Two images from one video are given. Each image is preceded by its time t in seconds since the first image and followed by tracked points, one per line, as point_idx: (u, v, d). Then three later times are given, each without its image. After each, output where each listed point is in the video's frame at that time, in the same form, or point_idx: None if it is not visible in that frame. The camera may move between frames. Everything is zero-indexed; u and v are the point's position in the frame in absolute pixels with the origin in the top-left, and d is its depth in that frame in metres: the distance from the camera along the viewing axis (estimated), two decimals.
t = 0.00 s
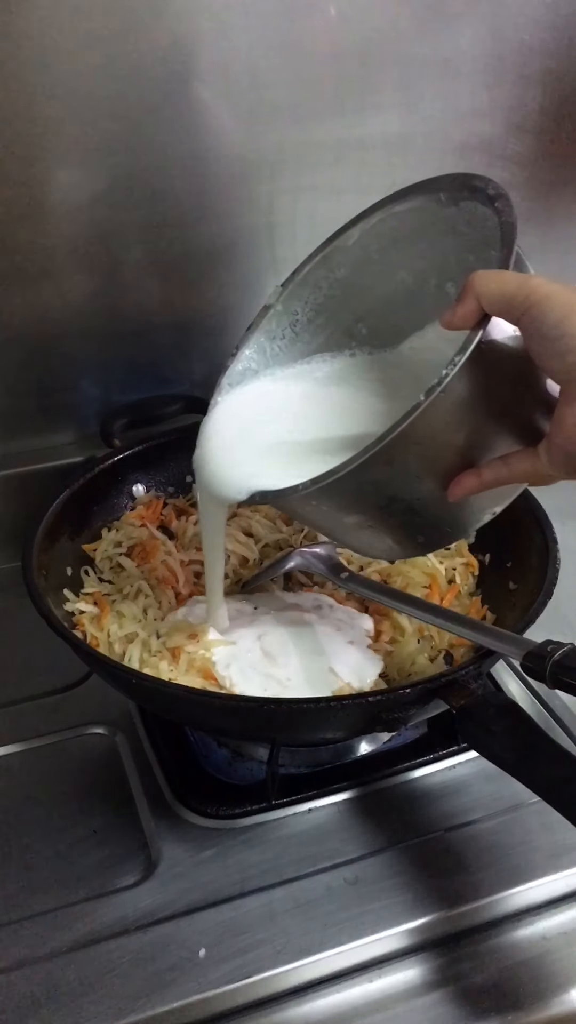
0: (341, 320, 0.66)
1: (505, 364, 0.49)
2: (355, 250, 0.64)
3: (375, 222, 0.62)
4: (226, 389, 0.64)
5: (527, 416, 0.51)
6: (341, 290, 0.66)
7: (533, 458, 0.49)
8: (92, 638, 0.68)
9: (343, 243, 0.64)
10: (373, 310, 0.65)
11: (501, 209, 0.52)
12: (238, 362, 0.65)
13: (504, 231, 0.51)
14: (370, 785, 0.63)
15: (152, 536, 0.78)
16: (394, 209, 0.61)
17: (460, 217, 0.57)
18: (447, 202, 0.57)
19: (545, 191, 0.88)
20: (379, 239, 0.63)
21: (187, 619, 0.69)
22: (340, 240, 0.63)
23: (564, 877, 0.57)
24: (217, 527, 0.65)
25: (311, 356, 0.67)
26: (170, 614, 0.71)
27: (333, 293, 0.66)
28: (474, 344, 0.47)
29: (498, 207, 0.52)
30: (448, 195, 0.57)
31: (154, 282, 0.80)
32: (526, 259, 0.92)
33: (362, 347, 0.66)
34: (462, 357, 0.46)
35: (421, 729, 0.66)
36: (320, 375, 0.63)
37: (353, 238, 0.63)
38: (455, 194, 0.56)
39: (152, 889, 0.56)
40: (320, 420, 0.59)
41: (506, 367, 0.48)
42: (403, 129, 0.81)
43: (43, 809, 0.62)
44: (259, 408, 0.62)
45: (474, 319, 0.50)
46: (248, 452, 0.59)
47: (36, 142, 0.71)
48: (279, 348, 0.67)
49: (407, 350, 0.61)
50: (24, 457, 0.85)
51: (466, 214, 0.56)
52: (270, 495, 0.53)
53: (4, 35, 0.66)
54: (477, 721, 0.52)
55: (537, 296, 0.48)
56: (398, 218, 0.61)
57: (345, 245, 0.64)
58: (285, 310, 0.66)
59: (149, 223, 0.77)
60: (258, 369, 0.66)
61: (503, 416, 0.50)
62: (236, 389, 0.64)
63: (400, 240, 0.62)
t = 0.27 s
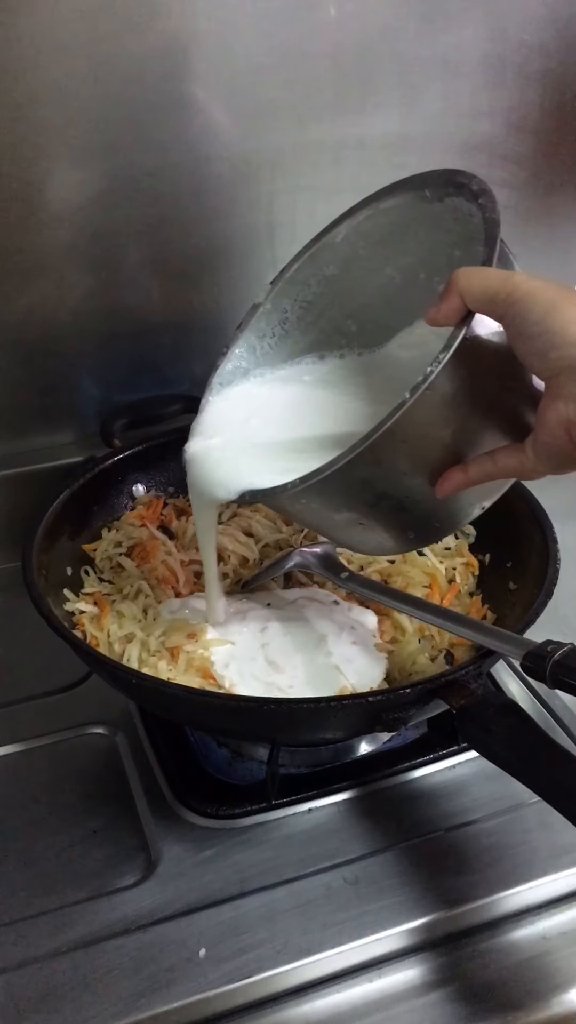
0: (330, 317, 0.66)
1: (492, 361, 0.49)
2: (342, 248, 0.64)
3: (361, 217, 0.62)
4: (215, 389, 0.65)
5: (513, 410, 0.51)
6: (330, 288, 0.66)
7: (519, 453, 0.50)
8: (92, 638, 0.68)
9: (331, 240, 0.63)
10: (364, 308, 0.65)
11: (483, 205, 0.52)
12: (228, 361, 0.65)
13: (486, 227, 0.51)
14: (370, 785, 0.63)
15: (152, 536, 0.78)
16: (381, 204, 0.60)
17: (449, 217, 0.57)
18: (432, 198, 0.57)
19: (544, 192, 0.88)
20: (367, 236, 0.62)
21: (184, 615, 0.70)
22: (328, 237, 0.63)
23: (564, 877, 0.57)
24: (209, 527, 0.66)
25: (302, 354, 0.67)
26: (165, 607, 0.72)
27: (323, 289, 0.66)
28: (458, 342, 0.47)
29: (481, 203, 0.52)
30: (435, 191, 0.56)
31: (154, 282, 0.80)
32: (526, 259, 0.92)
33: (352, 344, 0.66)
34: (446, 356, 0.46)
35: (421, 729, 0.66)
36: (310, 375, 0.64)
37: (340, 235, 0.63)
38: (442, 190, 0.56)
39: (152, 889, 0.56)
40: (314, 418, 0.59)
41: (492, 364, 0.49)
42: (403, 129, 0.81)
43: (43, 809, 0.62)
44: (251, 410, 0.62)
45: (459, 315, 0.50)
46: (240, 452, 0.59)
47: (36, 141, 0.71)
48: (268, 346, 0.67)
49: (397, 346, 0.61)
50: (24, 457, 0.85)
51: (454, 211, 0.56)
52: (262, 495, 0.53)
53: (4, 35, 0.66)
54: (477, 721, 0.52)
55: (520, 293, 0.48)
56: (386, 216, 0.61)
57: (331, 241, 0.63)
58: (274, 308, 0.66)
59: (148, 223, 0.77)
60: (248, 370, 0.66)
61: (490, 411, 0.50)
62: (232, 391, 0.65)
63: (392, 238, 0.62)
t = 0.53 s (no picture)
0: (324, 315, 0.66)
1: (484, 359, 0.49)
2: (335, 246, 0.64)
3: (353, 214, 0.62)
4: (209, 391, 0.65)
5: (506, 407, 0.52)
6: (324, 285, 0.66)
7: (511, 451, 0.51)
8: (92, 638, 0.68)
9: (324, 237, 0.63)
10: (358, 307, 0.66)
11: (473, 201, 0.52)
12: (225, 362, 0.65)
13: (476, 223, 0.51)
14: (370, 786, 0.63)
15: (152, 536, 0.78)
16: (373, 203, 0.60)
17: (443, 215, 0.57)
18: (423, 195, 0.57)
19: (543, 192, 0.88)
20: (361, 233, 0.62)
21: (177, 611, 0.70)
22: (322, 234, 0.63)
23: (564, 877, 0.57)
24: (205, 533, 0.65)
25: (295, 353, 0.67)
26: (155, 601, 0.71)
27: (316, 287, 0.66)
28: (448, 338, 0.47)
29: (471, 200, 0.52)
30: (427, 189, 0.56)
31: (153, 282, 0.80)
32: (525, 259, 0.92)
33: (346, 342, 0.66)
34: (437, 353, 0.46)
35: (421, 729, 0.66)
36: (302, 378, 0.65)
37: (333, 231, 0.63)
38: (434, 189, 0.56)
39: (151, 889, 0.56)
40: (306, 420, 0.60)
41: (484, 362, 0.49)
42: (403, 129, 0.81)
43: (43, 809, 0.62)
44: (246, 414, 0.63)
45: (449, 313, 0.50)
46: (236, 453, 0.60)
47: (35, 142, 0.71)
48: (260, 347, 0.67)
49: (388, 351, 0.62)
50: (24, 457, 0.85)
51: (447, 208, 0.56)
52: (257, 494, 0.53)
53: (4, 35, 0.66)
54: (477, 721, 0.52)
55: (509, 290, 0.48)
56: (378, 215, 0.61)
57: (325, 238, 0.63)
58: (268, 307, 0.66)
59: (148, 223, 0.77)
60: (243, 371, 0.66)
61: (483, 410, 0.50)
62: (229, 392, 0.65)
63: (388, 237, 0.62)
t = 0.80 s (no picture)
0: (323, 308, 0.66)
1: (479, 355, 0.49)
2: (330, 241, 0.63)
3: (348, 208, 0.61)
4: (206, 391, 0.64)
5: (500, 400, 0.52)
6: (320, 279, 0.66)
7: (507, 443, 0.51)
8: (91, 637, 0.68)
9: (319, 232, 0.63)
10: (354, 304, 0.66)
11: (465, 195, 0.52)
12: (222, 358, 0.65)
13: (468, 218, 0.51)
14: (369, 785, 0.63)
15: (152, 536, 0.78)
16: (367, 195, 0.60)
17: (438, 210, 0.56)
18: (415, 189, 0.57)
19: (543, 192, 0.88)
20: (355, 227, 0.62)
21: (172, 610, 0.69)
22: (316, 229, 0.63)
23: (564, 877, 0.57)
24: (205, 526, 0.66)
25: (292, 348, 0.67)
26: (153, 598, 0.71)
27: (311, 282, 0.66)
28: (441, 334, 0.47)
29: (463, 193, 0.52)
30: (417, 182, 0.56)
31: (153, 282, 0.80)
32: (525, 259, 0.92)
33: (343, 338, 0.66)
34: (429, 349, 0.46)
35: (421, 729, 0.66)
36: (295, 376, 0.65)
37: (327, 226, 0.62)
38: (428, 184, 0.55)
39: (151, 889, 0.56)
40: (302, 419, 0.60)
41: (479, 357, 0.49)
42: (403, 129, 0.81)
43: (43, 809, 0.62)
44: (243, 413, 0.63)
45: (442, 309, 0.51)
46: (235, 452, 0.60)
47: (35, 142, 0.71)
48: (256, 344, 0.67)
49: (381, 346, 0.63)
50: (24, 457, 0.85)
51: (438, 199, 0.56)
52: (254, 491, 0.53)
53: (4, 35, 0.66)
54: (477, 721, 0.52)
55: (502, 285, 0.48)
56: (372, 207, 0.60)
57: (319, 232, 0.63)
58: (265, 302, 0.66)
59: (147, 223, 0.77)
60: (241, 369, 0.66)
61: (478, 404, 0.51)
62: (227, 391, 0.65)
63: (385, 235, 0.61)
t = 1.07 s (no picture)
0: (323, 311, 0.67)
1: (479, 357, 0.49)
2: (330, 242, 0.63)
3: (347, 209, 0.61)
4: (212, 399, 0.64)
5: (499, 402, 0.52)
6: (322, 282, 0.66)
7: (509, 446, 0.51)
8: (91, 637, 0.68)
9: (319, 235, 0.62)
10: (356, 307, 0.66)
11: (460, 197, 0.51)
12: (227, 366, 0.65)
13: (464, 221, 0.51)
14: (370, 786, 0.63)
15: (152, 536, 0.78)
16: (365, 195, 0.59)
17: (439, 209, 0.56)
18: (412, 190, 0.57)
19: (544, 192, 0.88)
20: (354, 230, 0.62)
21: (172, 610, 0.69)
22: (316, 233, 0.62)
23: (564, 877, 0.57)
24: (209, 527, 0.66)
25: (297, 352, 0.68)
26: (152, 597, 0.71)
27: (313, 285, 0.66)
28: (439, 338, 0.47)
29: (458, 196, 0.51)
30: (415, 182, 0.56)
31: (153, 282, 0.80)
32: (526, 259, 0.92)
33: (346, 340, 0.67)
34: (429, 352, 0.47)
35: (422, 729, 0.66)
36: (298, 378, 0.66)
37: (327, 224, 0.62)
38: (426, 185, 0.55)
39: (152, 889, 0.56)
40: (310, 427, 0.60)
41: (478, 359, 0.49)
42: (404, 129, 0.81)
43: (43, 809, 0.62)
44: (247, 418, 0.63)
45: (439, 313, 0.51)
46: (234, 461, 0.60)
47: (35, 141, 0.71)
48: (259, 348, 0.67)
49: (384, 352, 0.63)
50: (24, 457, 0.85)
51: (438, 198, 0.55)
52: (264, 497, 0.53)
53: (4, 35, 0.66)
54: (477, 721, 0.52)
55: (499, 286, 0.48)
56: (370, 209, 0.60)
57: (319, 238, 0.63)
58: (267, 307, 0.66)
59: (148, 223, 0.77)
60: (246, 375, 0.67)
61: (479, 404, 0.50)
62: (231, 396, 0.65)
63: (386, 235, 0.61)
